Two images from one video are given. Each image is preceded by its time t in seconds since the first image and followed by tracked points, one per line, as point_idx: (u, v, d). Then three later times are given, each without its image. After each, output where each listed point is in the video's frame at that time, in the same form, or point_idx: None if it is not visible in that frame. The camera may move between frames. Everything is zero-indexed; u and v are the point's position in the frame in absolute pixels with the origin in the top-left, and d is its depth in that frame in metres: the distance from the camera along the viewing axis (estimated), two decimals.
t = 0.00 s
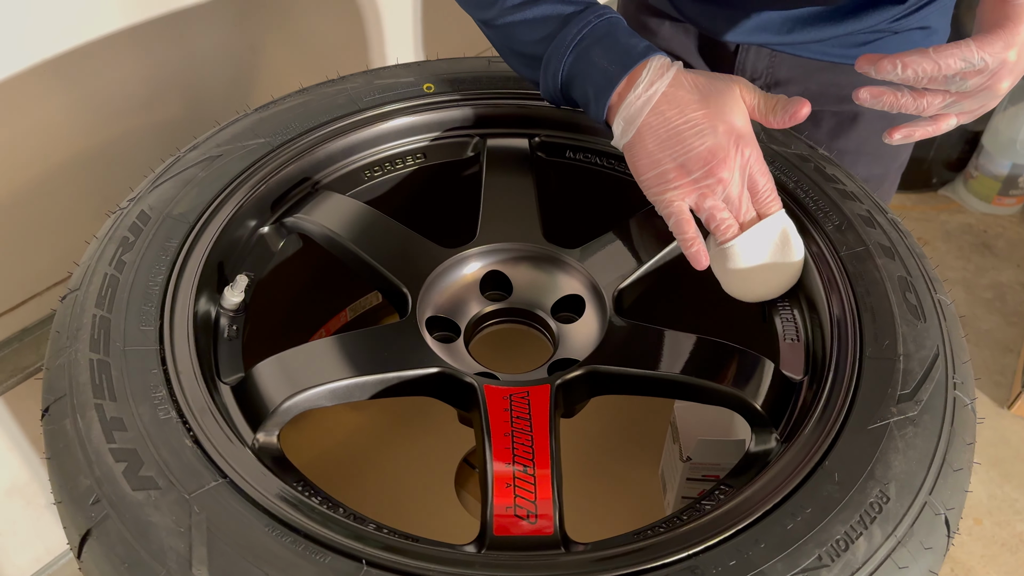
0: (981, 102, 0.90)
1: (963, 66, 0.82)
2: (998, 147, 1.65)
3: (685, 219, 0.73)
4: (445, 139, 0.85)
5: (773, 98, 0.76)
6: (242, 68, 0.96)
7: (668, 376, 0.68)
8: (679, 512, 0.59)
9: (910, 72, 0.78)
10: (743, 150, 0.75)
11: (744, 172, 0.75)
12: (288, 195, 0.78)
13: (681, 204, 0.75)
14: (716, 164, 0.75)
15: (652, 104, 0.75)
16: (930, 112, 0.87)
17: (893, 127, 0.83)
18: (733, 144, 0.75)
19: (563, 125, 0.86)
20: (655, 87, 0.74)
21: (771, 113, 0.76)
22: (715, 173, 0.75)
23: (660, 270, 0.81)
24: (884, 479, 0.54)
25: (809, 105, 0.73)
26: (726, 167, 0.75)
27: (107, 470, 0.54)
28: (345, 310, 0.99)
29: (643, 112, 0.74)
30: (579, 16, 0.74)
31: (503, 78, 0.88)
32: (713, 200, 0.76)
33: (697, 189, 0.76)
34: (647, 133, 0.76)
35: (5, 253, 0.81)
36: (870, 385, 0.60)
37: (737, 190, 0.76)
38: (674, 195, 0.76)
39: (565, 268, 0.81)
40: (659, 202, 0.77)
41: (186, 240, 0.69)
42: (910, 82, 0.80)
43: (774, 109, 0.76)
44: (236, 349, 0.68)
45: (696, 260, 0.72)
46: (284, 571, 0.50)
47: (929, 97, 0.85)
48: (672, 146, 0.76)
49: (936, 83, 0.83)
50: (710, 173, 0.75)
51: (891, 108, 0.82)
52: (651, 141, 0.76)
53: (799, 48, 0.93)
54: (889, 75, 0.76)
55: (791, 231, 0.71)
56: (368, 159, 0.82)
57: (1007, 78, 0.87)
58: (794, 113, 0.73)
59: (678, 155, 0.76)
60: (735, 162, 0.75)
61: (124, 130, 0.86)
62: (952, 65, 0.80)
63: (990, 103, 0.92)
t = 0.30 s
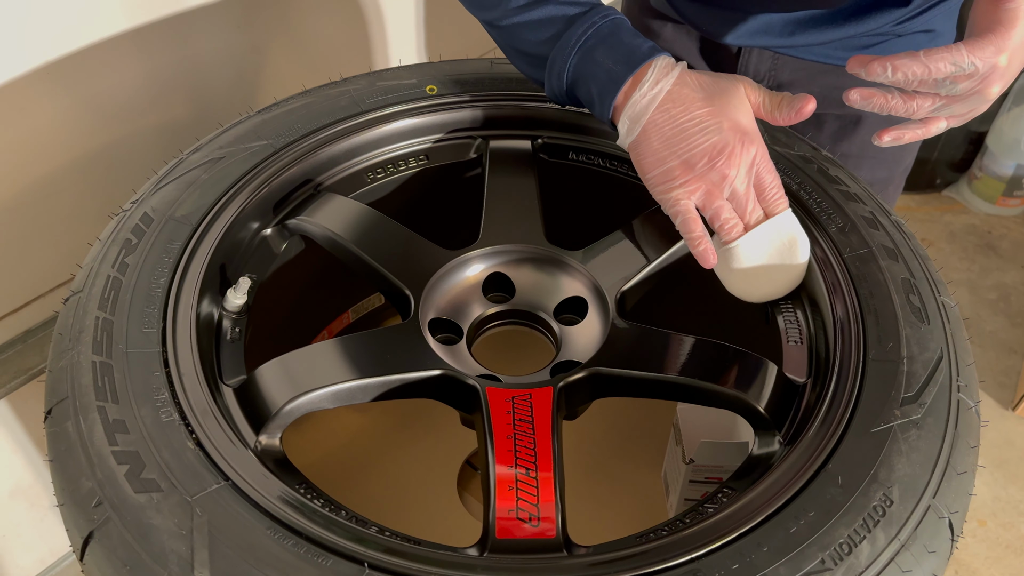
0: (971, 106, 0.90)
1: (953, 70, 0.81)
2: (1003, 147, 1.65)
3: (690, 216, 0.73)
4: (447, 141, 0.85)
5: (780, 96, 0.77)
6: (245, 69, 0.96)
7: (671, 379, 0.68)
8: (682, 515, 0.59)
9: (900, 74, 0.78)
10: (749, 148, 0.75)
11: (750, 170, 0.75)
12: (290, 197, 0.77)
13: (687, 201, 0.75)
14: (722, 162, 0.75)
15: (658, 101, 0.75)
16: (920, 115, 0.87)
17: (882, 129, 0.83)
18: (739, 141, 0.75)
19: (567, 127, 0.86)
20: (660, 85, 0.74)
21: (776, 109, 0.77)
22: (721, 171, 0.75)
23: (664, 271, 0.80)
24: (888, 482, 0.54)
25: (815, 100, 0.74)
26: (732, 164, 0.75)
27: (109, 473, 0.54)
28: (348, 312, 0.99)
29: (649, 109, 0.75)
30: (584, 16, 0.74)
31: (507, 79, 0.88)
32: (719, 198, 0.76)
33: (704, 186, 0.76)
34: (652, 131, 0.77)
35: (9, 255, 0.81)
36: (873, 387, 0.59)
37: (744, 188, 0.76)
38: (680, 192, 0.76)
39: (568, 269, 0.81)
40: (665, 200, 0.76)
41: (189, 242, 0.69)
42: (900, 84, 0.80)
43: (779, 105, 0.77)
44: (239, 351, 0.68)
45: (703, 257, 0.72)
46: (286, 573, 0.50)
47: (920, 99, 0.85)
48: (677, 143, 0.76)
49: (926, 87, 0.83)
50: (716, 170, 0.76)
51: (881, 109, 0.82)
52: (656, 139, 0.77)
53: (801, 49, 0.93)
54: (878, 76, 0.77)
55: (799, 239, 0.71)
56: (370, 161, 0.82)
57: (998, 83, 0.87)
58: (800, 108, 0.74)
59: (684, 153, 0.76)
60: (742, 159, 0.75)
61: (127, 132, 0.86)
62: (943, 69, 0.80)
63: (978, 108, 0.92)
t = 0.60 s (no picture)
0: (978, 104, 0.90)
1: (959, 67, 0.81)
2: (1010, 147, 1.64)
3: (714, 214, 0.73)
4: (451, 141, 0.85)
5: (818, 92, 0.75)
6: (250, 71, 0.96)
7: (673, 380, 0.68)
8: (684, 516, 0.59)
9: (907, 71, 0.77)
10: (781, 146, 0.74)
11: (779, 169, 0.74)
12: (294, 198, 0.78)
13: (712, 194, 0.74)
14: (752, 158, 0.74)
15: (691, 90, 0.73)
16: (927, 113, 0.87)
17: (887, 128, 0.83)
18: (772, 138, 0.74)
19: (571, 128, 0.86)
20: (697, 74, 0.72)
21: (813, 105, 0.75)
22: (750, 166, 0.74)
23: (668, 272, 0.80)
24: (890, 483, 0.54)
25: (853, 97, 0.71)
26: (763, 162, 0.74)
27: (112, 473, 0.54)
28: (351, 312, 1.00)
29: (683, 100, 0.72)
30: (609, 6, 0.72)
31: (511, 80, 0.88)
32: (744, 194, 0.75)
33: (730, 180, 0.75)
34: (683, 120, 0.74)
35: (16, 255, 0.82)
36: (877, 388, 0.59)
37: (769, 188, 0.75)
38: (706, 184, 0.75)
39: (571, 270, 0.81)
40: (691, 192, 0.75)
41: (192, 243, 0.69)
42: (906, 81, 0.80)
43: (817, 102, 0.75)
44: (242, 351, 0.68)
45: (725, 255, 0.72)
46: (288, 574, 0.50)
47: (927, 97, 0.85)
48: (708, 134, 0.74)
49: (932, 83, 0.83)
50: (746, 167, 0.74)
51: (887, 106, 0.81)
52: (687, 128, 0.74)
53: (807, 50, 0.93)
54: (885, 73, 0.77)
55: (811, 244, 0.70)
56: (374, 161, 0.82)
57: (1005, 81, 0.87)
58: (839, 104, 0.72)
59: (714, 145, 0.74)
60: (773, 158, 0.74)
61: (132, 134, 0.86)
62: (949, 65, 0.80)
63: (988, 105, 0.92)
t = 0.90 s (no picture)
0: (986, 104, 0.90)
1: (971, 66, 0.81)
2: (1016, 147, 1.63)
3: (711, 193, 0.74)
4: (454, 142, 0.85)
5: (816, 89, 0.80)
6: (255, 71, 0.97)
7: (675, 380, 0.68)
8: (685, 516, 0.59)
9: (915, 69, 0.77)
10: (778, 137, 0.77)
11: (776, 160, 0.76)
12: (298, 198, 0.78)
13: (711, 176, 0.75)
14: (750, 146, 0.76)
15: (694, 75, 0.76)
16: (935, 113, 0.87)
17: (895, 128, 0.83)
18: (770, 127, 0.77)
19: (574, 128, 0.86)
20: (701, 58, 0.75)
21: (810, 101, 0.80)
22: (748, 152, 0.76)
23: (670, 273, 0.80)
24: (892, 485, 0.54)
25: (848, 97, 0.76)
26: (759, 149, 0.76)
27: (115, 471, 0.54)
28: (354, 312, 1.00)
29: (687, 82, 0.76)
30: None
31: (515, 80, 0.88)
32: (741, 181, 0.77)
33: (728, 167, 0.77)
34: (686, 104, 0.77)
35: (21, 255, 0.82)
36: (879, 389, 0.59)
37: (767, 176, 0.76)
38: (705, 167, 0.76)
39: (573, 270, 0.81)
40: (690, 175, 0.77)
41: (195, 243, 0.69)
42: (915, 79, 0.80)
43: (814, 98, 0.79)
44: (245, 351, 0.69)
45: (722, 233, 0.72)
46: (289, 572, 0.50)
47: (934, 96, 0.85)
48: (708, 119, 0.77)
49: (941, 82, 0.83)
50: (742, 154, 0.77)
51: (895, 104, 0.81)
52: (689, 112, 0.77)
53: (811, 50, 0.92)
54: (893, 70, 0.76)
55: (800, 229, 0.71)
56: (377, 162, 0.83)
57: (1015, 81, 0.87)
58: (834, 101, 0.76)
59: (714, 130, 0.77)
60: (770, 147, 0.76)
61: (136, 134, 0.87)
62: (959, 64, 0.80)
63: (996, 106, 0.91)
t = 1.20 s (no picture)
0: (993, 104, 0.89)
1: (976, 66, 0.81)
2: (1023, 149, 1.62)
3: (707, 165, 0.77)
4: (459, 139, 0.85)
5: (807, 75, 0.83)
6: (261, 69, 0.97)
7: (678, 378, 0.68)
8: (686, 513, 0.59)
9: (921, 69, 0.77)
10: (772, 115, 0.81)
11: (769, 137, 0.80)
12: (302, 195, 0.78)
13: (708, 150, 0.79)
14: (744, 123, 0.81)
15: (692, 58, 0.82)
16: (940, 113, 0.87)
17: (902, 127, 0.83)
18: (764, 106, 0.81)
19: (578, 126, 0.86)
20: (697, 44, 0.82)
21: (802, 85, 0.82)
22: (743, 129, 0.80)
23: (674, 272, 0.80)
24: (894, 482, 0.54)
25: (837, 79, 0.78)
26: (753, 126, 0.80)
27: (119, 465, 0.55)
28: (358, 310, 1.01)
29: (685, 63, 0.81)
30: None
31: (520, 79, 0.88)
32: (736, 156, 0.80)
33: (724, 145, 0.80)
34: (685, 83, 0.81)
35: (28, 252, 0.83)
36: (882, 387, 0.59)
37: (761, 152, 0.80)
38: (703, 142, 0.80)
39: (577, 268, 0.81)
40: (688, 150, 0.79)
41: (200, 239, 0.70)
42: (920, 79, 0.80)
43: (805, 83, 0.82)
44: (248, 347, 0.69)
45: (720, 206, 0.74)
46: (291, 566, 0.50)
47: (939, 96, 0.85)
48: (706, 98, 0.81)
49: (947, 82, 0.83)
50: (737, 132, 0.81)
51: (900, 105, 0.81)
52: (688, 91, 0.81)
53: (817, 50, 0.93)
54: (899, 70, 0.76)
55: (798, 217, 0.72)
56: (381, 160, 0.83)
57: (1022, 81, 0.86)
58: (826, 83, 0.79)
59: (711, 108, 0.81)
60: (764, 124, 0.80)
61: (143, 132, 0.87)
62: (964, 64, 0.80)
63: (1003, 105, 0.91)
